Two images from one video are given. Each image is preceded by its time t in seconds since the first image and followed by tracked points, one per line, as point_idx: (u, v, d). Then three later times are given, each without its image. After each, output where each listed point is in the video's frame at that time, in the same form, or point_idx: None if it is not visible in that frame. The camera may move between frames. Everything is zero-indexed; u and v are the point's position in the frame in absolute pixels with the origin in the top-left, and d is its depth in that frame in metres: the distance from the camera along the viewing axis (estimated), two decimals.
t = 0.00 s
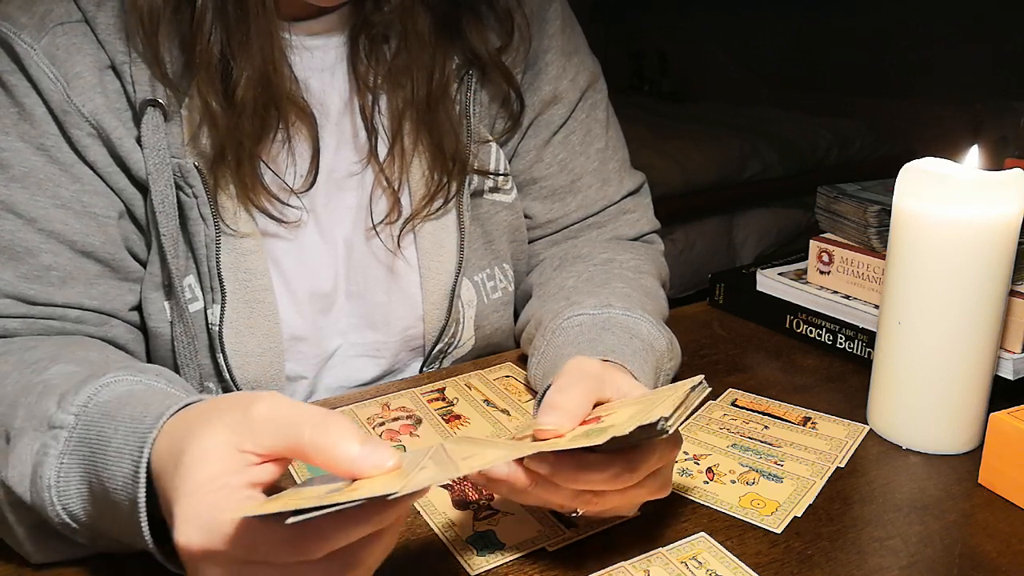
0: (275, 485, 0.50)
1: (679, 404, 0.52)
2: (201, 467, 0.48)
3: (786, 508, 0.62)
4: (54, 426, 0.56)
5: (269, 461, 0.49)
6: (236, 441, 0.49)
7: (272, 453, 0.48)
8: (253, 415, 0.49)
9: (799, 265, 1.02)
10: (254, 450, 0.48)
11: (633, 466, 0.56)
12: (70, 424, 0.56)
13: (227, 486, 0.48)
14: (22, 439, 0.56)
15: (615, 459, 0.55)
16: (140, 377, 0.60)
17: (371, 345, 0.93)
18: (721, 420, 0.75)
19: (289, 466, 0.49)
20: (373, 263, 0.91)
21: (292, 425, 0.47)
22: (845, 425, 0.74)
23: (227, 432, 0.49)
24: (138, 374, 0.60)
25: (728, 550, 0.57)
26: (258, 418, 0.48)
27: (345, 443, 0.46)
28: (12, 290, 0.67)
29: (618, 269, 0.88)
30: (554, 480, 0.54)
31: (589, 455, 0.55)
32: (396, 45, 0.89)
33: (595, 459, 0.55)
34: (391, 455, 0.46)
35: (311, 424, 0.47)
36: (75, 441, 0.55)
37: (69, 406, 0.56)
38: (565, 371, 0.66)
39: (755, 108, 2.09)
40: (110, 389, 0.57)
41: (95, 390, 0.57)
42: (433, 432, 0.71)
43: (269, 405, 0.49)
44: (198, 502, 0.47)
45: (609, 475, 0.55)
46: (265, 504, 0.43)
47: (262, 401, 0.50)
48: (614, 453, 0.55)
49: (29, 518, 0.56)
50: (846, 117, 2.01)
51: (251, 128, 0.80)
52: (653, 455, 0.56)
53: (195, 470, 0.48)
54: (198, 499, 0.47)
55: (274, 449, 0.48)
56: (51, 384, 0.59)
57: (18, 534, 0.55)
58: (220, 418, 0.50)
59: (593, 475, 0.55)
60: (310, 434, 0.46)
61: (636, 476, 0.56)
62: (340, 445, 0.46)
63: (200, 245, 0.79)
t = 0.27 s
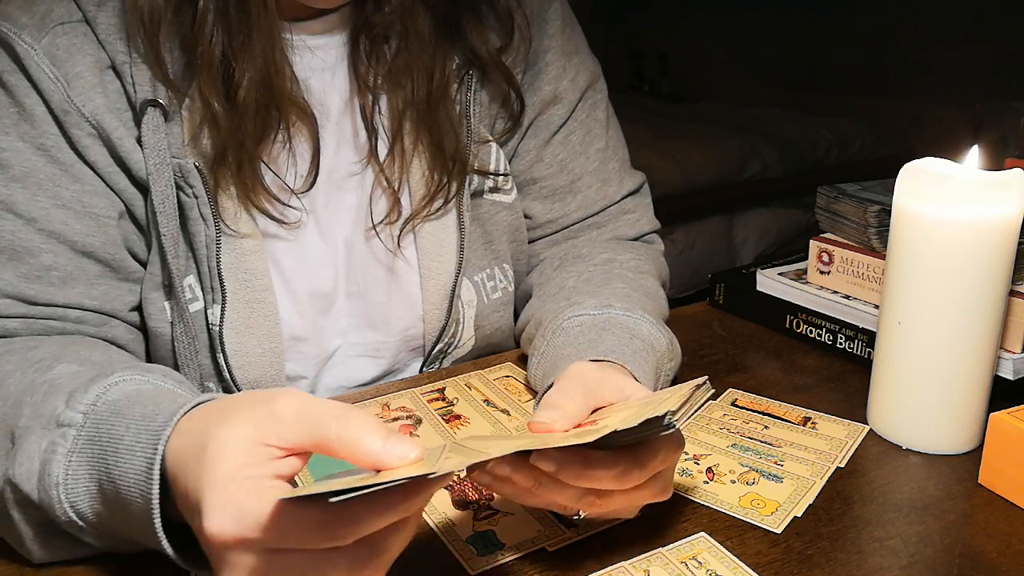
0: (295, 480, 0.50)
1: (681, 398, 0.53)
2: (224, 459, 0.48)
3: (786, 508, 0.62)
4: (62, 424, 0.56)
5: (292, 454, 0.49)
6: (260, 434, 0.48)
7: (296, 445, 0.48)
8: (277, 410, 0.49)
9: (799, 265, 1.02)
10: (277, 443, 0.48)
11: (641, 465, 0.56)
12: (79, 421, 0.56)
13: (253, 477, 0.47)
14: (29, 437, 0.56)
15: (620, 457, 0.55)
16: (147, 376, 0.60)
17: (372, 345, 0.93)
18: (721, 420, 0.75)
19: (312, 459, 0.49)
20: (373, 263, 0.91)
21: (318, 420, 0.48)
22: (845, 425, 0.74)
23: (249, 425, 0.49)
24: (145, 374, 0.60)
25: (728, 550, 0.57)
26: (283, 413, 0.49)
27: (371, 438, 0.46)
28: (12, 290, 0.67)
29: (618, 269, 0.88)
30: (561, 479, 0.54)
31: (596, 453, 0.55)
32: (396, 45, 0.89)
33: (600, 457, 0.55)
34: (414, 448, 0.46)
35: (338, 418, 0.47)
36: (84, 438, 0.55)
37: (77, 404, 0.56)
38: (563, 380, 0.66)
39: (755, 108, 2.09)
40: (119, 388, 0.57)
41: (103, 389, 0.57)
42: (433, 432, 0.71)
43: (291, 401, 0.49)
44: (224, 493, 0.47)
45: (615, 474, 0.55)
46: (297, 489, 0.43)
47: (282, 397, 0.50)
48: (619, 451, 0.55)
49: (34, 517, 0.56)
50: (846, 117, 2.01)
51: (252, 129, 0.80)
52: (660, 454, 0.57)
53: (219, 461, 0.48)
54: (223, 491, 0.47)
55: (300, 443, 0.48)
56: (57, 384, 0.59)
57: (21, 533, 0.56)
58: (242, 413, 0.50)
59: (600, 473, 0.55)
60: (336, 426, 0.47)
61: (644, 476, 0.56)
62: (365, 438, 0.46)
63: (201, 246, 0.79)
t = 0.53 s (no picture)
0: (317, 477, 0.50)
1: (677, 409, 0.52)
2: (253, 458, 0.47)
3: (786, 508, 0.62)
4: (77, 422, 0.56)
5: (316, 456, 0.48)
6: (286, 434, 0.48)
7: (323, 449, 0.48)
8: (306, 412, 0.48)
9: (799, 265, 1.02)
10: (305, 445, 0.48)
11: (624, 470, 0.55)
12: (95, 420, 0.56)
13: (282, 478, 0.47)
14: (42, 435, 0.56)
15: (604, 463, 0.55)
16: (161, 377, 0.60)
17: (372, 345, 0.93)
18: (721, 420, 0.75)
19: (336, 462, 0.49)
20: (374, 263, 0.91)
21: (346, 423, 0.47)
22: (845, 425, 0.74)
23: (276, 425, 0.48)
24: (159, 375, 0.61)
25: (728, 550, 0.57)
26: (311, 415, 0.48)
27: (396, 446, 0.46)
28: (13, 290, 0.67)
29: (618, 270, 0.88)
30: (546, 481, 0.54)
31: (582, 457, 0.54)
32: (396, 45, 0.89)
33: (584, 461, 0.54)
34: (436, 456, 0.45)
35: (366, 424, 0.47)
36: (100, 436, 0.55)
37: (93, 403, 0.56)
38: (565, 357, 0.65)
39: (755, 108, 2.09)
40: (134, 388, 0.58)
41: (119, 389, 0.57)
42: (433, 432, 0.71)
43: (320, 404, 0.49)
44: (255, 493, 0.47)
45: (598, 479, 0.55)
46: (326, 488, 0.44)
47: (311, 399, 0.49)
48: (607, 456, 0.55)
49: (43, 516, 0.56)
50: (846, 117, 2.01)
51: (253, 129, 0.80)
52: (646, 460, 0.56)
53: (248, 461, 0.47)
54: (255, 491, 0.47)
55: (326, 446, 0.47)
56: (69, 383, 0.59)
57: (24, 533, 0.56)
58: (271, 411, 0.50)
59: (585, 478, 0.54)
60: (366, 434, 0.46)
61: (627, 481, 0.56)
62: (390, 445, 0.46)
63: (201, 246, 0.79)
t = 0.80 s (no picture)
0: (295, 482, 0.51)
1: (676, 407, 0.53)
2: (225, 461, 0.48)
3: (786, 508, 0.62)
4: (67, 424, 0.56)
5: (293, 459, 0.49)
6: (260, 438, 0.49)
7: (297, 450, 0.48)
8: (279, 413, 0.49)
9: (799, 265, 1.02)
10: (280, 447, 0.48)
11: (621, 467, 0.56)
12: (84, 422, 0.56)
13: (253, 480, 0.48)
14: (34, 436, 0.56)
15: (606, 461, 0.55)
16: (152, 377, 0.60)
17: (373, 346, 0.93)
18: (721, 420, 0.75)
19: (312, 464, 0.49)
20: (374, 264, 0.91)
21: (317, 425, 0.47)
22: (845, 425, 0.74)
23: (253, 428, 0.49)
24: (151, 375, 0.60)
25: (728, 550, 0.57)
26: (285, 417, 0.49)
27: (371, 446, 0.45)
28: (13, 290, 0.67)
29: (619, 270, 0.88)
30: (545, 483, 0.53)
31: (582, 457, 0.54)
32: (396, 45, 0.89)
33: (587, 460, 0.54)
34: (413, 459, 0.45)
35: (338, 425, 0.47)
36: (89, 438, 0.55)
37: (82, 404, 0.56)
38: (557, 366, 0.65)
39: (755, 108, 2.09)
40: (124, 389, 0.57)
41: (108, 390, 0.57)
42: (433, 432, 0.71)
43: (295, 405, 0.49)
44: (224, 495, 0.47)
45: (601, 477, 0.55)
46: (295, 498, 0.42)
47: (288, 400, 0.50)
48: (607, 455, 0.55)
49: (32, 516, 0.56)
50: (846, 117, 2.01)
51: (252, 130, 0.80)
52: (645, 457, 0.56)
53: (219, 463, 0.48)
54: (224, 491, 0.47)
55: (299, 449, 0.48)
56: (61, 385, 0.58)
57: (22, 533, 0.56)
58: (248, 414, 0.50)
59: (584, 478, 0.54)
60: (337, 432, 0.46)
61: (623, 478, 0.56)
62: (366, 446, 0.45)
63: (200, 246, 0.79)
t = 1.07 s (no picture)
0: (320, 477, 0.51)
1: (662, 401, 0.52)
2: (260, 454, 0.48)
3: (786, 508, 0.62)
4: (79, 422, 0.56)
5: (326, 452, 0.50)
6: (294, 431, 0.49)
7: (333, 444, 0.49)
8: (314, 409, 0.50)
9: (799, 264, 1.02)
10: (314, 441, 0.49)
11: (613, 462, 0.55)
12: (98, 420, 0.56)
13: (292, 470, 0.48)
14: (43, 435, 0.56)
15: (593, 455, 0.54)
16: (163, 377, 0.60)
17: (373, 345, 0.93)
18: (721, 420, 0.75)
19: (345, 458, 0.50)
20: (374, 264, 0.91)
21: (355, 421, 0.49)
22: (845, 425, 0.74)
23: (285, 422, 0.50)
24: (161, 374, 0.60)
25: (728, 550, 0.57)
26: (319, 413, 0.49)
27: (406, 440, 0.47)
28: (12, 290, 0.67)
29: (619, 270, 0.88)
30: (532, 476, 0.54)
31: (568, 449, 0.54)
32: (397, 45, 0.89)
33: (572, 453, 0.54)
34: (448, 446, 0.46)
35: (377, 422, 0.48)
36: (103, 437, 0.55)
37: (95, 403, 0.56)
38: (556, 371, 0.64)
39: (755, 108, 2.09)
40: (136, 388, 0.57)
41: (121, 388, 0.57)
42: (433, 432, 0.71)
43: (328, 401, 0.50)
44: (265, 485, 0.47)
45: (588, 472, 0.54)
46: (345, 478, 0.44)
47: (317, 397, 0.51)
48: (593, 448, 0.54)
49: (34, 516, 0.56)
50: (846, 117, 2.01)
51: (253, 130, 0.80)
52: (633, 452, 0.56)
53: (253, 456, 0.48)
54: (264, 482, 0.47)
55: (336, 443, 0.49)
56: (71, 383, 0.59)
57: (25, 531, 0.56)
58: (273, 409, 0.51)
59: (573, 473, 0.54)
60: (377, 427, 0.48)
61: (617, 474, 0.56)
62: (401, 441, 0.47)
63: (200, 246, 0.79)
